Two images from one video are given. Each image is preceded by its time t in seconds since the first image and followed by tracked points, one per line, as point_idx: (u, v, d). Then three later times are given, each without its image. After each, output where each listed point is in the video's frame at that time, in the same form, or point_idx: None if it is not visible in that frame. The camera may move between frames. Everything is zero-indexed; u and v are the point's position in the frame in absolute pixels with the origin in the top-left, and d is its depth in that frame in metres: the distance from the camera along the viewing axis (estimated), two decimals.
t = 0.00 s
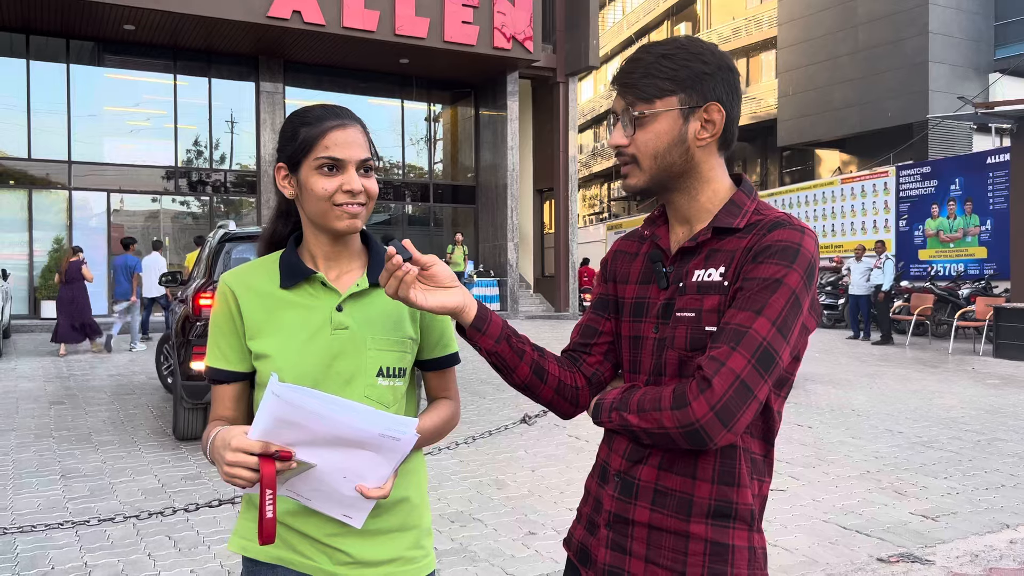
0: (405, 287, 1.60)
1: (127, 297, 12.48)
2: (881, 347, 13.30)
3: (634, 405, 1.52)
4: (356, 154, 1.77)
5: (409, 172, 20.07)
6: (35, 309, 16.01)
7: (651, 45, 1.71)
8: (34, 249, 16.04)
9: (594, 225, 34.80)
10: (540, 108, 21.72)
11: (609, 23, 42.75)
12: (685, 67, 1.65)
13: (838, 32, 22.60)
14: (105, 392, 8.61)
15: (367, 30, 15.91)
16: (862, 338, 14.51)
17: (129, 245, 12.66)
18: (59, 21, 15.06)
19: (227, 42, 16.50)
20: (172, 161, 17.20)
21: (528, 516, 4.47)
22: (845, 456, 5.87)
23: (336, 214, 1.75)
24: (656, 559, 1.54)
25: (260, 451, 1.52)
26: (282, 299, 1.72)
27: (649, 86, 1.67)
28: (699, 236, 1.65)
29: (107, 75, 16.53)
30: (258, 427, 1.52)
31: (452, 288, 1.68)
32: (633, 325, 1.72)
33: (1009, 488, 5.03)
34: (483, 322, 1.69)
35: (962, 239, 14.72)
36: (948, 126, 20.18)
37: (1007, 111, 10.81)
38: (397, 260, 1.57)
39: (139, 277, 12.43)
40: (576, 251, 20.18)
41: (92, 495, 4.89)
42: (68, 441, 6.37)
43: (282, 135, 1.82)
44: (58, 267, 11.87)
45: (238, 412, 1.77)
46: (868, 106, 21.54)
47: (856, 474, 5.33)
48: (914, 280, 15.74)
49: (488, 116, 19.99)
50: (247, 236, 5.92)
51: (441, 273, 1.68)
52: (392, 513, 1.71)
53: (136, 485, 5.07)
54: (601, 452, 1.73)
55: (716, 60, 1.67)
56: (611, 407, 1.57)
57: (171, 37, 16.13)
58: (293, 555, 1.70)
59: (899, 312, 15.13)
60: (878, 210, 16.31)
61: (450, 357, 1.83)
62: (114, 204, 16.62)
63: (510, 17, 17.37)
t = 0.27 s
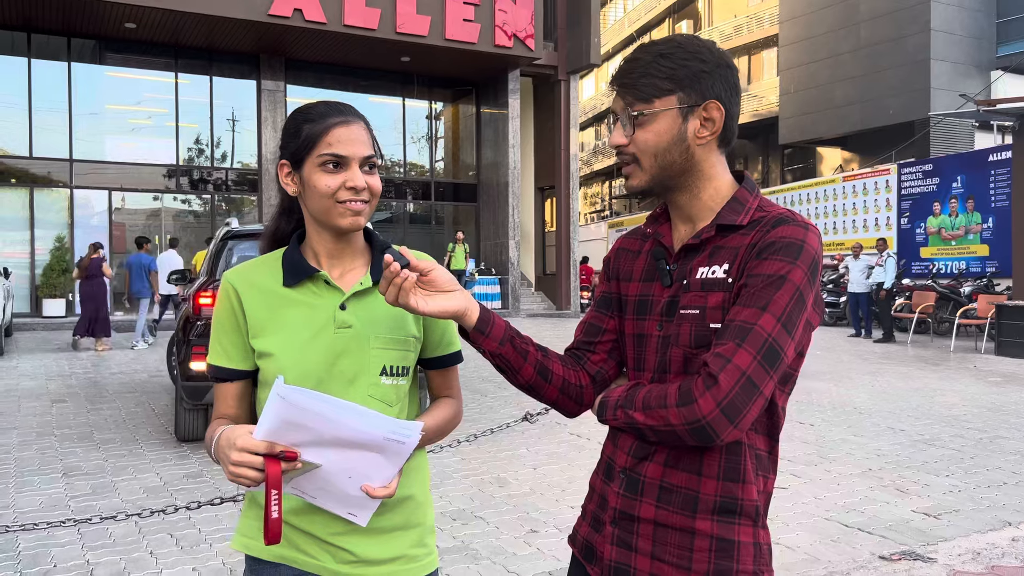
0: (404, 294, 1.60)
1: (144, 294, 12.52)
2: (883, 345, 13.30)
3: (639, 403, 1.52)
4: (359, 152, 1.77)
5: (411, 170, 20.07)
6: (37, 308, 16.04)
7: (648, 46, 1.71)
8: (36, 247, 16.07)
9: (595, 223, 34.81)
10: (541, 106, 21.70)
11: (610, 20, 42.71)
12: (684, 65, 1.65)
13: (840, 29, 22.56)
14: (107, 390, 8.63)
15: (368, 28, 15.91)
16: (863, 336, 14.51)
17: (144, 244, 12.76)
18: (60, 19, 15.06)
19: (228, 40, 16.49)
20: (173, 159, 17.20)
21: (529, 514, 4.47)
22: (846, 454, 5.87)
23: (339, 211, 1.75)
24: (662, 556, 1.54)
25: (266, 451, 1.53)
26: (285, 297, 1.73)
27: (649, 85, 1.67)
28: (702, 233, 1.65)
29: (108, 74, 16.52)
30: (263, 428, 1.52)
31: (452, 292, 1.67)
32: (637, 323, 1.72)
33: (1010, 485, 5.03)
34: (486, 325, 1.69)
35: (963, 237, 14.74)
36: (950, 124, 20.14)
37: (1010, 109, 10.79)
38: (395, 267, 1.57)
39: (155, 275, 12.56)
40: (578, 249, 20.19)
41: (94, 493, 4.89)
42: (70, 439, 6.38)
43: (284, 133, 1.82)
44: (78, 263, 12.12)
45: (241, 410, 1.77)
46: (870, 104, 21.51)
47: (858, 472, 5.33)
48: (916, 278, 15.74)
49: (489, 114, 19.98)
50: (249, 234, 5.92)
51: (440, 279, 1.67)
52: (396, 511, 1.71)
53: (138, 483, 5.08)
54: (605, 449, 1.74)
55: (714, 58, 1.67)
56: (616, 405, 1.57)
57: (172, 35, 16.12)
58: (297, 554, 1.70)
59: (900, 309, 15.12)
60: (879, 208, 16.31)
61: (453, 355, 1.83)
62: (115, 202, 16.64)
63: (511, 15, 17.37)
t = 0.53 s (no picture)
0: (402, 304, 1.59)
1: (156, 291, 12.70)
2: (884, 343, 13.29)
3: (642, 401, 1.52)
4: (360, 149, 1.76)
5: (412, 168, 20.06)
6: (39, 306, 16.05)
7: (643, 46, 1.71)
8: (37, 245, 16.08)
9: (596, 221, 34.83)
10: (543, 105, 21.69)
11: (611, 18, 42.67)
12: (680, 65, 1.65)
13: (842, 27, 22.53)
14: (108, 388, 8.63)
15: (369, 26, 15.89)
16: (864, 334, 14.51)
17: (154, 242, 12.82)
18: (61, 18, 15.06)
19: (229, 39, 16.49)
20: (175, 157, 17.21)
21: (530, 512, 4.48)
22: (847, 452, 5.87)
23: (341, 210, 1.75)
24: (666, 554, 1.55)
25: (269, 451, 1.53)
26: (286, 296, 1.73)
27: (645, 85, 1.66)
28: (703, 231, 1.65)
29: (109, 72, 16.52)
30: (266, 428, 1.52)
31: (452, 295, 1.67)
32: (638, 321, 1.72)
33: (1012, 484, 5.03)
34: (486, 328, 1.69)
35: (965, 235, 14.68)
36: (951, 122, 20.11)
37: (1011, 107, 10.78)
38: (393, 280, 1.56)
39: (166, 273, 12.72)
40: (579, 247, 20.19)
41: (95, 491, 4.90)
42: (71, 438, 6.38)
43: (285, 132, 1.82)
44: (91, 262, 12.29)
45: (242, 409, 1.77)
46: (871, 102, 21.49)
47: (859, 471, 5.33)
48: (917, 277, 15.72)
49: (490, 112, 19.97)
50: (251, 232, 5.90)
51: (441, 282, 1.68)
52: (399, 509, 1.72)
53: (139, 482, 5.08)
54: (607, 448, 1.73)
55: (709, 56, 1.67)
56: (619, 403, 1.58)
57: (173, 34, 16.12)
58: (300, 554, 1.70)
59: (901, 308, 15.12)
60: (881, 206, 16.30)
61: (456, 354, 1.84)
62: (116, 201, 16.65)
63: (512, 13, 17.37)
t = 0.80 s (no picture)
0: (401, 292, 1.59)
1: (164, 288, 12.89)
2: (885, 342, 13.29)
3: (642, 399, 1.52)
4: (363, 147, 1.77)
5: (413, 167, 20.04)
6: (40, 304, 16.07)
7: (641, 46, 1.70)
8: (39, 244, 16.10)
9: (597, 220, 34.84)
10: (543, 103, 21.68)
11: (612, 16, 42.62)
12: (676, 65, 1.65)
13: (843, 26, 22.50)
14: (109, 387, 8.64)
15: (370, 25, 15.88)
16: (865, 333, 14.50)
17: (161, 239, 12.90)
18: (62, 17, 15.06)
19: (230, 38, 16.49)
20: (176, 156, 17.21)
21: (531, 511, 4.48)
22: (849, 451, 5.87)
23: (342, 207, 1.75)
24: (668, 552, 1.55)
25: (274, 449, 1.53)
26: (287, 293, 1.73)
27: (641, 87, 1.66)
28: (703, 229, 1.65)
29: (110, 71, 16.54)
30: (270, 427, 1.51)
31: (455, 286, 1.69)
32: (638, 320, 1.73)
33: (1013, 482, 5.02)
34: (487, 321, 1.69)
35: (966, 233, 14.62)
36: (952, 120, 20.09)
37: (1013, 105, 10.76)
38: (394, 266, 1.56)
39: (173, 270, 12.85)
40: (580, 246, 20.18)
41: (97, 490, 4.90)
42: (73, 436, 6.39)
43: (286, 130, 1.83)
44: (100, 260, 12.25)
45: (244, 407, 1.77)
46: (872, 100, 21.48)
47: (861, 469, 5.33)
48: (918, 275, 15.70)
49: (491, 110, 19.96)
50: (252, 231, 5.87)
51: (444, 273, 1.68)
52: (400, 508, 1.72)
53: (141, 480, 5.09)
54: (607, 446, 1.73)
55: (704, 55, 1.66)
56: (618, 402, 1.58)
57: (175, 32, 16.13)
58: (302, 552, 1.71)
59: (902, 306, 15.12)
60: (882, 205, 16.30)
61: (459, 352, 1.84)
62: (117, 200, 16.66)
63: (513, 12, 17.36)
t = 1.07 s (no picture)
0: (400, 284, 1.59)
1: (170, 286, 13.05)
2: (886, 341, 13.28)
3: (640, 395, 1.53)
4: (363, 144, 1.76)
5: (414, 165, 20.04)
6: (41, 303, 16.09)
7: (641, 45, 1.69)
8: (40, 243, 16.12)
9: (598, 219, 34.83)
10: (545, 102, 21.68)
11: (613, 15, 42.60)
12: (676, 65, 1.65)
13: (845, 24, 22.47)
14: (111, 386, 8.65)
15: (371, 23, 15.88)
16: (867, 332, 14.48)
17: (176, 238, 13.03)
18: (63, 15, 15.07)
19: (232, 36, 16.48)
20: (177, 155, 17.21)
21: (533, 509, 4.48)
22: (851, 450, 5.87)
23: (344, 205, 1.74)
24: (665, 547, 1.55)
25: (279, 447, 1.54)
26: (288, 291, 1.73)
27: (641, 87, 1.66)
28: (700, 228, 1.65)
29: (112, 69, 16.56)
30: (275, 425, 1.51)
31: (455, 280, 1.66)
32: (632, 318, 1.72)
33: (1016, 481, 5.02)
34: (484, 315, 1.68)
35: (969, 232, 14.60)
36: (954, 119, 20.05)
37: (1015, 103, 10.74)
38: (393, 259, 1.56)
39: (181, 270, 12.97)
40: (581, 244, 20.16)
41: (99, 488, 4.91)
42: (75, 435, 6.39)
43: (287, 129, 1.83)
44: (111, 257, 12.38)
45: (246, 406, 1.78)
46: (874, 99, 21.45)
47: (862, 468, 5.33)
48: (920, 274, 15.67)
49: (493, 109, 19.95)
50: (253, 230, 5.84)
51: (442, 266, 1.65)
52: (403, 506, 1.72)
53: (143, 478, 5.10)
54: (602, 443, 1.73)
55: (704, 54, 1.66)
56: (615, 398, 1.58)
57: (176, 31, 16.12)
58: (306, 551, 1.71)
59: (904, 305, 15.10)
60: (884, 203, 16.29)
61: (461, 350, 1.84)
62: (119, 198, 16.67)
63: (514, 10, 17.34)
